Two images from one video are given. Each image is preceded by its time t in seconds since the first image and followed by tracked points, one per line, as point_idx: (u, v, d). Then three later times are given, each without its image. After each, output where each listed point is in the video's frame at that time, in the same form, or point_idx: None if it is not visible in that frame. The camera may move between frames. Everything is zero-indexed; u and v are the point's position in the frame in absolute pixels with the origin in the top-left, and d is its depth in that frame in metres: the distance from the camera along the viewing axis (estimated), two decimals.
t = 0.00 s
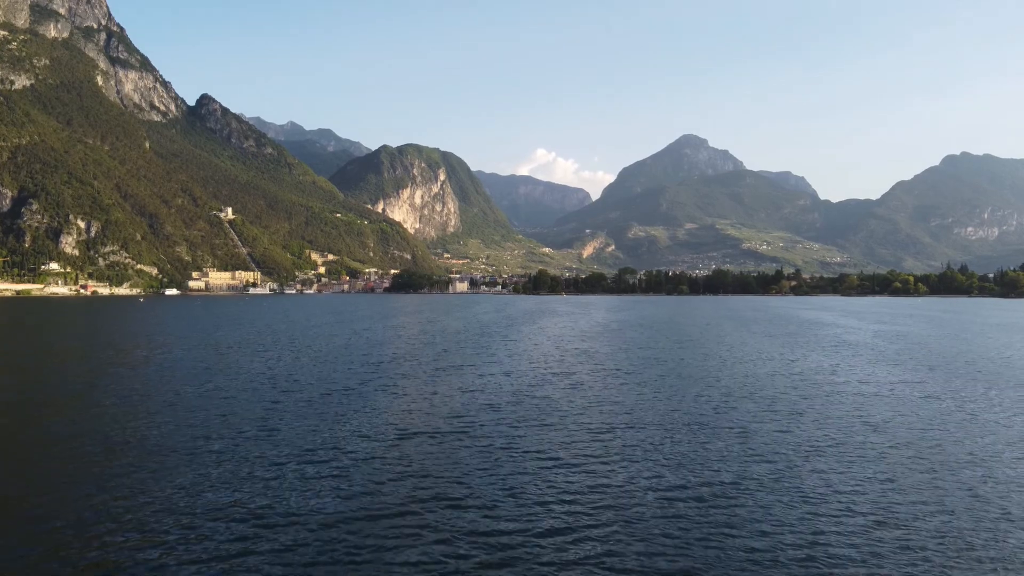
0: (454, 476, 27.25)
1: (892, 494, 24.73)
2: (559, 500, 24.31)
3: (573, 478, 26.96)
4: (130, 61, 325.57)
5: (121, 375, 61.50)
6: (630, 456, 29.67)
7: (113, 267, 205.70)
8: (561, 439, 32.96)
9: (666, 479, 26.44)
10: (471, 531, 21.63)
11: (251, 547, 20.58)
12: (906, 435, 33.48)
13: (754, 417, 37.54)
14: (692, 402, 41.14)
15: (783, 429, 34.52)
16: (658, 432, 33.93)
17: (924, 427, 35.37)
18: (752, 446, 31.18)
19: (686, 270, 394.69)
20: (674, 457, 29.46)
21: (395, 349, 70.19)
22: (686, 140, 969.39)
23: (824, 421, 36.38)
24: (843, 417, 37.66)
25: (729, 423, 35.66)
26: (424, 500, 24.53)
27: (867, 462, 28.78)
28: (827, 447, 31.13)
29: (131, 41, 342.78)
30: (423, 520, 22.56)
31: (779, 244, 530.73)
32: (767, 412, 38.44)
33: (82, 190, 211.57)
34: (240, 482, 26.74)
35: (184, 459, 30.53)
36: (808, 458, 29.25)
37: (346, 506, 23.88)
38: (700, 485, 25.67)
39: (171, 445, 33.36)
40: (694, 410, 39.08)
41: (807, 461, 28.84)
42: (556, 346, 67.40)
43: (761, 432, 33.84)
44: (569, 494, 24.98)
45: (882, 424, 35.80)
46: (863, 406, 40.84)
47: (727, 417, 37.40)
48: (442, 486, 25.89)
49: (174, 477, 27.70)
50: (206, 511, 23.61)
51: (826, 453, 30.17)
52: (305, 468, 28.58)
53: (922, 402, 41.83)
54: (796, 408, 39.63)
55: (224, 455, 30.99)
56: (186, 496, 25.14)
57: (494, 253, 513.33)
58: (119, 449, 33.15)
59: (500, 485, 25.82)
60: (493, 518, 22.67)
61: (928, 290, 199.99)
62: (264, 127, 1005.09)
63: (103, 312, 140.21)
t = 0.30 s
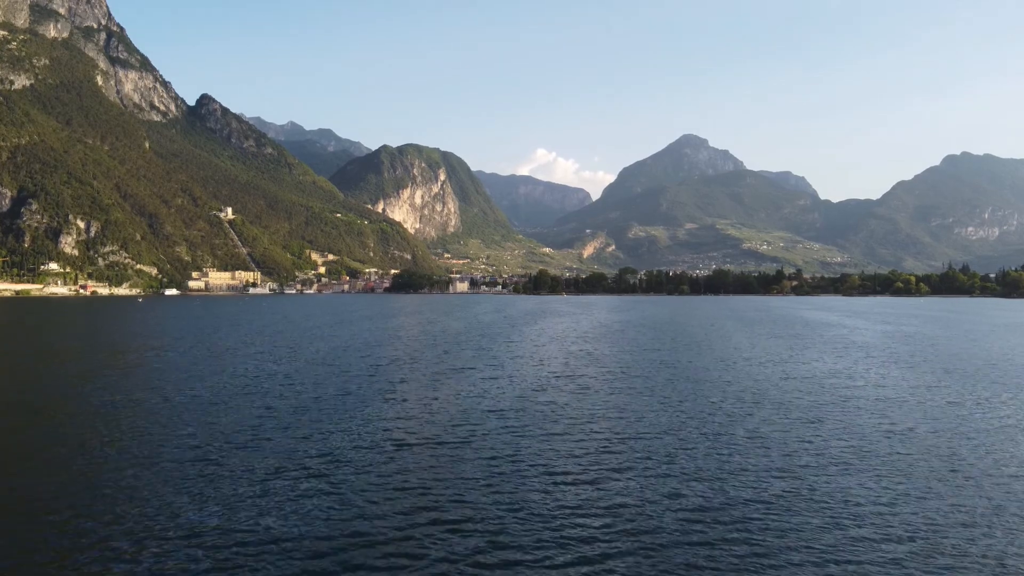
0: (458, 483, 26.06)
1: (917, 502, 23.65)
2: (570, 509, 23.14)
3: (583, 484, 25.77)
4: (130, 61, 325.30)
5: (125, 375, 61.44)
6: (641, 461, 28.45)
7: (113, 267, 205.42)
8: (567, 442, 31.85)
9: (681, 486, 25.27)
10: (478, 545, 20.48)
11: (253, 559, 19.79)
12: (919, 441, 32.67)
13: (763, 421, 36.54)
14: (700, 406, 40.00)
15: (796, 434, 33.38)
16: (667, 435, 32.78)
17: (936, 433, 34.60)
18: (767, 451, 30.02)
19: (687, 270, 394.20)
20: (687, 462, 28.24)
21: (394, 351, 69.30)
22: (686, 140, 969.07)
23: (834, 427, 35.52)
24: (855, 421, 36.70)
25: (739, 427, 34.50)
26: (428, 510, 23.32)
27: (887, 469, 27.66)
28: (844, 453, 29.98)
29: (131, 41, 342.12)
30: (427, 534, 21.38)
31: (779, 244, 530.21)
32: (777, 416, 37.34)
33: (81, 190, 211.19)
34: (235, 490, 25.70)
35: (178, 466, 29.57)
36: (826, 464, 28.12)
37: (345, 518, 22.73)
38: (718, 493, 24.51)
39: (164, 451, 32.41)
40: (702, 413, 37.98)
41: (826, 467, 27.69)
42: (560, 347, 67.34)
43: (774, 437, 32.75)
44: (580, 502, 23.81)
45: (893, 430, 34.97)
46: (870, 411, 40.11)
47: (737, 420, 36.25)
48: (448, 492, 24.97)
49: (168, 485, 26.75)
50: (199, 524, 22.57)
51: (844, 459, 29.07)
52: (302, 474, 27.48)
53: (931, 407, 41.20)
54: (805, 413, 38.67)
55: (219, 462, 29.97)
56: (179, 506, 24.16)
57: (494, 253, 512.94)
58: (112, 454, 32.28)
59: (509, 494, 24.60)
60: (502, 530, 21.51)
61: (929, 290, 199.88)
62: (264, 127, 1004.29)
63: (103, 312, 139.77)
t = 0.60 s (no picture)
0: (469, 494, 25.50)
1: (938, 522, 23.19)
2: (585, 524, 22.62)
3: (596, 496, 25.25)
4: (130, 61, 324.76)
5: (125, 375, 61.19)
6: (655, 473, 27.91)
7: (112, 267, 205.08)
8: (574, 449, 31.49)
9: (696, 500, 24.77)
10: (493, 561, 19.98)
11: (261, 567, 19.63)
12: (930, 451, 32.30)
13: (768, 426, 36.39)
14: (708, 412, 39.51)
15: (808, 444, 32.87)
16: (678, 445, 32.20)
17: (944, 441, 34.30)
18: (781, 463, 29.48)
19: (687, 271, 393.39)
20: (702, 474, 27.70)
21: (395, 352, 68.91)
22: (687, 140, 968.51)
23: (839, 432, 35.41)
24: (864, 429, 36.35)
25: (750, 436, 33.99)
26: (440, 523, 22.78)
27: (904, 483, 27.22)
28: (858, 465, 29.53)
29: (131, 40, 341.54)
30: (439, 548, 20.86)
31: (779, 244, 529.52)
32: (786, 424, 36.88)
33: (81, 190, 210.70)
34: (239, 496, 25.27)
35: (181, 469, 29.23)
36: (842, 478, 27.66)
37: (354, 530, 22.17)
38: (735, 508, 23.98)
39: (167, 453, 32.11)
40: (711, 420, 37.44)
41: (843, 482, 27.21)
42: (561, 349, 67.31)
43: (785, 446, 32.24)
44: (596, 516, 23.26)
45: (903, 437, 34.60)
46: (875, 415, 40.08)
47: (747, 428, 35.74)
48: (455, 501, 24.72)
49: (171, 489, 26.41)
50: (203, 530, 22.17)
51: (858, 472, 28.61)
52: (308, 481, 26.97)
53: (937, 412, 40.93)
54: (813, 420, 38.26)
55: (222, 465, 29.60)
56: (182, 511, 23.75)
57: (494, 253, 512.41)
58: (114, 456, 31.98)
59: (522, 506, 24.06)
60: (516, 545, 21.01)
61: (931, 291, 199.38)
62: (264, 126, 1003.00)
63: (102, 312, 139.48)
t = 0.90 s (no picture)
0: (477, 502, 24.35)
1: (967, 527, 22.27)
2: (598, 530, 21.99)
3: (605, 497, 24.85)
4: (130, 60, 324.42)
5: (125, 374, 60.93)
6: (670, 478, 26.76)
7: (112, 267, 204.61)
8: (580, 450, 30.97)
9: (713, 508, 23.66)
10: (503, 564, 19.59)
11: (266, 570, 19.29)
12: (936, 449, 31.81)
13: (773, 426, 36.06)
14: (716, 415, 38.52)
15: (820, 446, 31.90)
16: (692, 450, 31.05)
17: (949, 439, 33.89)
18: (799, 468, 28.43)
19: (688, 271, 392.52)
20: (719, 480, 26.54)
21: (396, 353, 68.16)
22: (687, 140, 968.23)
23: (844, 430, 35.23)
24: (871, 429, 35.74)
25: (763, 441, 32.92)
26: (443, 536, 21.64)
27: (928, 487, 26.23)
28: (872, 468, 28.65)
29: (131, 40, 341.07)
30: (449, 552, 20.48)
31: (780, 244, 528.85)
32: (796, 426, 35.99)
33: (81, 190, 210.23)
34: (233, 501, 24.40)
35: (176, 472, 28.60)
36: (862, 482, 26.65)
37: (356, 542, 21.15)
38: (756, 515, 22.94)
39: (163, 455, 31.43)
40: (720, 424, 36.41)
41: (862, 486, 26.23)
42: (562, 348, 67.07)
43: (798, 449, 31.26)
44: (609, 525, 22.27)
45: (909, 436, 34.07)
46: (879, 413, 39.92)
47: (759, 432, 34.66)
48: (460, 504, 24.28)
49: (166, 491, 25.79)
50: (193, 538, 21.35)
51: (874, 475, 27.70)
52: (312, 481, 26.71)
53: (939, 410, 40.59)
54: (819, 421, 37.60)
55: (219, 466, 28.87)
56: (177, 517, 23.04)
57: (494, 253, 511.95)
58: (111, 457, 31.41)
59: (530, 518, 22.90)
60: (525, 549, 20.57)
61: (933, 290, 199.10)
62: (264, 127, 1001.63)
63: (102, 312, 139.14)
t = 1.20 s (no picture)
0: (487, 523, 23.35)
1: (997, 549, 21.39)
2: (607, 545, 21.67)
3: (610, 510, 24.44)
4: (130, 60, 323.97)
5: (125, 374, 60.74)
6: (686, 494, 25.79)
7: (112, 267, 204.01)
8: (583, 458, 30.61)
9: (734, 530, 22.68)
10: None
11: None
12: (947, 454, 31.25)
13: (774, 427, 35.90)
14: (726, 419, 37.65)
15: (835, 454, 31.04)
16: (707, 460, 30.03)
17: (958, 442, 33.39)
18: (820, 482, 27.41)
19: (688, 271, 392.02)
20: (737, 497, 25.52)
21: (398, 354, 67.54)
22: (688, 140, 968.07)
23: (845, 431, 35.23)
24: (879, 432, 35.15)
25: (779, 449, 31.94)
26: (452, 563, 20.68)
27: (953, 502, 25.31)
28: (891, 479, 27.75)
29: (131, 40, 340.58)
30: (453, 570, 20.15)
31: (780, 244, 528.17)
32: (807, 430, 35.23)
33: (80, 190, 209.68)
34: (232, 519, 23.66)
35: (175, 481, 28.09)
36: (884, 497, 25.68)
37: (360, 570, 20.23)
38: (780, 541, 21.91)
39: (162, 461, 30.97)
40: (731, 429, 35.49)
41: (885, 501, 25.26)
42: (562, 349, 66.99)
43: (801, 453, 31.10)
44: (616, 541, 21.94)
45: (918, 440, 33.54)
46: (880, 412, 39.93)
47: (774, 438, 33.73)
48: (463, 517, 23.92)
49: (168, 498, 25.87)
50: (190, 560, 20.72)
51: (896, 488, 26.78)
52: (312, 491, 26.54)
53: (944, 411, 40.20)
54: (829, 423, 36.89)
55: (219, 477, 28.24)
56: (180, 526, 23.04)
57: (495, 253, 511.43)
58: (110, 463, 31.02)
59: (542, 543, 21.93)
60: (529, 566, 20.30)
61: (934, 290, 198.45)
62: (264, 126, 1000.79)
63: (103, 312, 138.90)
